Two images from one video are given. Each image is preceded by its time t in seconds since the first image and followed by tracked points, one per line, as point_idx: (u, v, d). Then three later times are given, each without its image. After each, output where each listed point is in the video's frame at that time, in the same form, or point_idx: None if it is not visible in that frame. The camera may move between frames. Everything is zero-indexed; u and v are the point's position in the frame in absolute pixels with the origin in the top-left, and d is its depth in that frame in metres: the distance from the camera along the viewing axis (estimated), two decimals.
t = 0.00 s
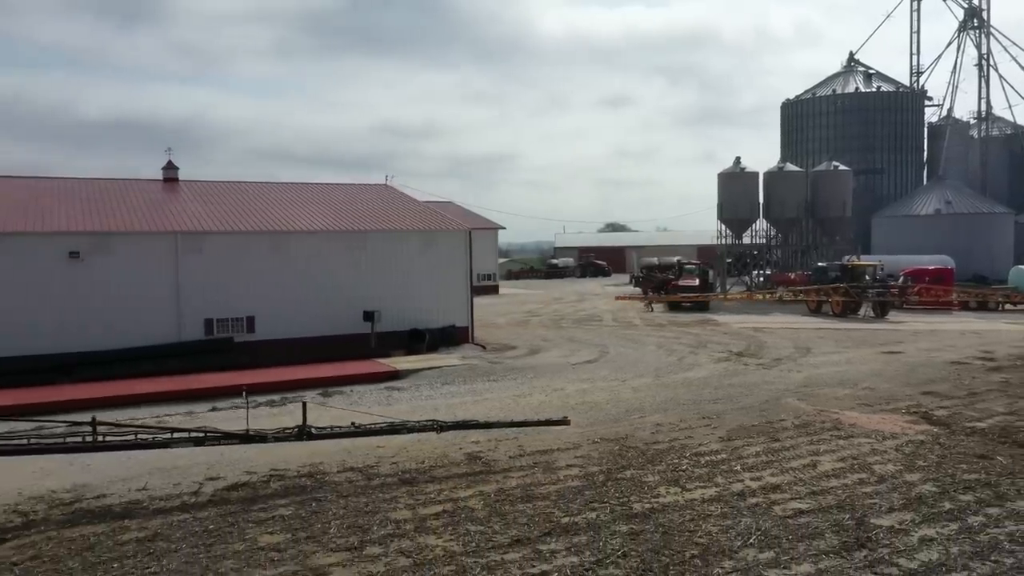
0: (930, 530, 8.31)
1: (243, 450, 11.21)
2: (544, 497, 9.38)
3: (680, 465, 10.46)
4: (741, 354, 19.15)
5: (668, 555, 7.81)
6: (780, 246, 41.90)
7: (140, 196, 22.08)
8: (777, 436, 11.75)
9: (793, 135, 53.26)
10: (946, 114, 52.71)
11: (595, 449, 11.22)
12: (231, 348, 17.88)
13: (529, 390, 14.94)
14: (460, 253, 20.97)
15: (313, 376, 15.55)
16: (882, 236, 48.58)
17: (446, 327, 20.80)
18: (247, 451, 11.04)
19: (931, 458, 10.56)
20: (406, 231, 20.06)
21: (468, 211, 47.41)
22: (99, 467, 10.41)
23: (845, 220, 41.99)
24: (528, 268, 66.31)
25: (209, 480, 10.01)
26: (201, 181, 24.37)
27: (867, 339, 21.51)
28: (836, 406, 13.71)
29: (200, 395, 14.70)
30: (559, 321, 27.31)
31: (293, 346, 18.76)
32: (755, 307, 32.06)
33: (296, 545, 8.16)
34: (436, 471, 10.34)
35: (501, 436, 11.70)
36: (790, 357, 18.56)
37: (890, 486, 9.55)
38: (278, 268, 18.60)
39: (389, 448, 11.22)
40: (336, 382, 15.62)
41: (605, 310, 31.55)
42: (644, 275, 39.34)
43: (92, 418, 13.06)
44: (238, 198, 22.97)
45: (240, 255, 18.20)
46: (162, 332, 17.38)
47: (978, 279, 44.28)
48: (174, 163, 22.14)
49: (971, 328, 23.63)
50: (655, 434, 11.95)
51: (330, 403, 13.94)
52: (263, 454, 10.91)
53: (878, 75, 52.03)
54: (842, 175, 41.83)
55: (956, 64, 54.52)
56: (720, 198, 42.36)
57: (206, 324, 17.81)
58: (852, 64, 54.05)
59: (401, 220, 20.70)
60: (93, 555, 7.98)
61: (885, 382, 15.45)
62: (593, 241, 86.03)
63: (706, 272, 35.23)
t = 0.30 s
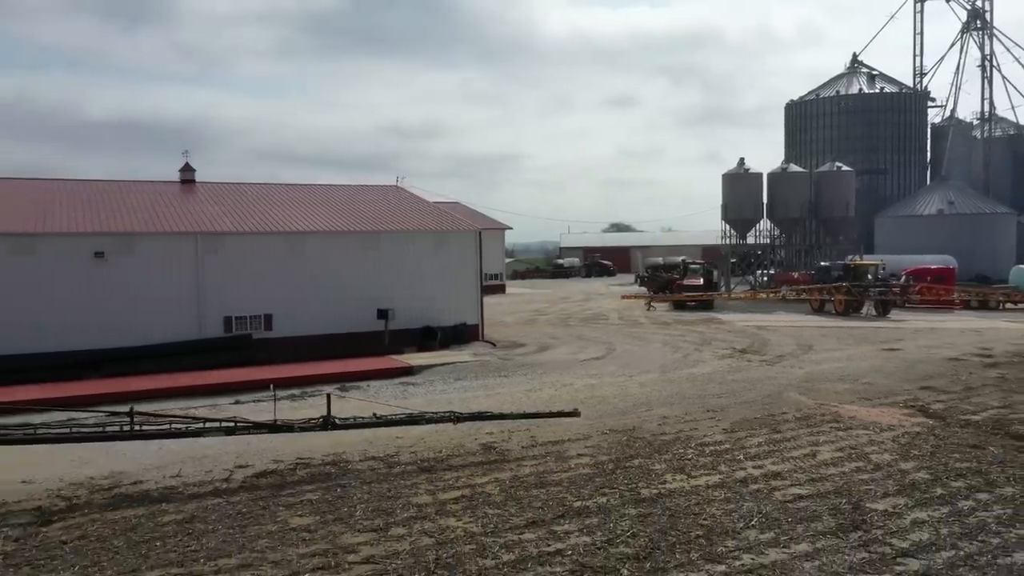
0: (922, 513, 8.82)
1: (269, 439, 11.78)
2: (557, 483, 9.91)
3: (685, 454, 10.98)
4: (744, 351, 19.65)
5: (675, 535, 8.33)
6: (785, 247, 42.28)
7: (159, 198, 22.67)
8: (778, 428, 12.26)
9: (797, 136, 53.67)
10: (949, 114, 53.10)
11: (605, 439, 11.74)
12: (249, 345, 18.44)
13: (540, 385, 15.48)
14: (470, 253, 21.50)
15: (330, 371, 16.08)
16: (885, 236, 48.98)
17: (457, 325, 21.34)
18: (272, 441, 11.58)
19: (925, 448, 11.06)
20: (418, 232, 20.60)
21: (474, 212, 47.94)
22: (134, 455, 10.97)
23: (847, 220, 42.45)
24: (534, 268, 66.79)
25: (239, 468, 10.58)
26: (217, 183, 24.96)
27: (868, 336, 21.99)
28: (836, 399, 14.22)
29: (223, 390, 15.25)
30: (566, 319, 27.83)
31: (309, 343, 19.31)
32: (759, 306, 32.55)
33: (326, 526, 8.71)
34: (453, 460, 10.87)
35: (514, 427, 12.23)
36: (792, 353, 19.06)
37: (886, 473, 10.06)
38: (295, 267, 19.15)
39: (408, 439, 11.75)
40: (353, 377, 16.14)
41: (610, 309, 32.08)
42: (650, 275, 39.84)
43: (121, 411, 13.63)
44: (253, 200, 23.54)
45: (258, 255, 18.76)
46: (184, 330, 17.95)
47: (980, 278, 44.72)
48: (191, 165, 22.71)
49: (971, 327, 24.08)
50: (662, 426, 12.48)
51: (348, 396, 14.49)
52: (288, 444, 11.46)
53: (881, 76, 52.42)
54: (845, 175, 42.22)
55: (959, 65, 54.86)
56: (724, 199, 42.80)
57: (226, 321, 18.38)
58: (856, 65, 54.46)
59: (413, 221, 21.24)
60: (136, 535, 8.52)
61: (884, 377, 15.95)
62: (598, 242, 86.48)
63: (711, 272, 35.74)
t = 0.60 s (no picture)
0: (916, 497, 9.35)
1: (295, 429, 12.37)
2: (569, 470, 10.47)
3: (691, 444, 11.52)
4: (748, 347, 20.19)
5: (682, 516, 8.89)
6: (789, 246, 42.96)
7: (178, 199, 23.28)
8: (780, 420, 12.81)
9: (801, 136, 54.08)
10: (952, 115, 53.50)
11: (613, 430, 12.30)
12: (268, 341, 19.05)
13: (550, 379, 16.05)
14: (481, 252, 22.06)
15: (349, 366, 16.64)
16: (889, 235, 49.37)
17: (468, 322, 21.91)
18: (299, 431, 12.15)
19: (920, 438, 11.60)
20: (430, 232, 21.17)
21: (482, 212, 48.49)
22: (167, 444, 11.54)
23: (850, 220, 43.02)
24: (539, 268, 67.33)
25: (268, 456, 11.12)
26: (233, 184, 25.56)
27: (869, 333, 22.51)
28: (836, 393, 14.77)
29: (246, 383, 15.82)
30: (573, 317, 28.38)
31: (325, 339, 19.91)
32: (763, 305, 33.11)
33: (354, 507, 9.29)
34: (470, 449, 11.43)
35: (527, 419, 12.79)
36: (794, 350, 19.61)
37: (882, 461, 10.59)
38: (311, 267, 19.74)
39: (426, 430, 12.29)
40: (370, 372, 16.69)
41: (616, 307, 32.62)
42: (655, 274, 40.37)
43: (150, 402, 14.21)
44: (270, 200, 24.15)
45: (276, 254, 19.35)
46: (206, 326, 18.56)
47: (983, 278, 45.13)
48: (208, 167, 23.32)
49: (971, 325, 24.58)
50: (669, 418, 13.03)
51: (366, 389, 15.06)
52: (312, 433, 12.03)
53: (884, 77, 52.79)
54: (848, 175, 42.72)
55: (962, 66, 55.26)
56: (728, 199, 43.26)
57: (245, 318, 19.00)
58: (859, 66, 54.86)
59: (425, 221, 21.81)
60: (177, 516, 9.10)
61: (883, 372, 16.48)
62: (603, 242, 86.98)
63: (715, 271, 36.27)
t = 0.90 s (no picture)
0: (909, 482, 9.91)
1: (317, 420, 12.94)
2: (581, 457, 11.03)
3: (697, 434, 12.09)
4: (751, 344, 20.76)
5: (688, 499, 9.45)
6: (792, 246, 43.66)
7: (195, 199, 23.90)
8: (782, 411, 13.39)
9: (805, 136, 54.53)
10: (954, 115, 53.94)
11: (621, 421, 12.87)
12: (286, 338, 19.63)
13: (560, 374, 16.64)
14: (490, 252, 22.63)
15: (365, 362, 17.19)
16: (891, 235, 49.87)
17: (478, 320, 22.48)
18: (321, 422, 12.72)
19: (915, 428, 12.16)
20: (442, 232, 21.74)
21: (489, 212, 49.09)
22: (198, 433, 12.13)
23: (853, 220, 43.49)
24: (545, 267, 67.87)
25: (294, 445, 11.68)
26: (248, 185, 26.17)
27: (870, 331, 23.04)
28: (836, 387, 15.33)
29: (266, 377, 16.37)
30: (579, 315, 28.97)
31: (340, 336, 20.49)
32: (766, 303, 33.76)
33: (379, 491, 9.87)
34: (485, 438, 12.01)
35: (539, 410, 13.37)
36: (796, 346, 20.17)
37: (877, 449, 11.16)
38: (326, 266, 20.32)
39: (443, 420, 12.87)
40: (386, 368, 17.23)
41: (622, 306, 33.16)
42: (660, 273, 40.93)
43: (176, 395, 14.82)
44: (284, 201, 24.76)
45: (293, 253, 19.93)
46: (225, 323, 19.16)
47: (984, 277, 45.59)
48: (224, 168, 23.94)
49: (970, 322, 25.10)
50: (675, 410, 13.62)
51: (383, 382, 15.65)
52: (335, 423, 12.61)
53: (887, 77, 53.23)
54: (851, 175, 43.19)
55: (964, 66, 55.55)
56: (732, 199, 43.76)
57: (263, 316, 19.59)
58: (862, 67, 55.24)
59: (436, 221, 22.38)
60: (213, 498, 9.69)
61: (882, 367, 17.05)
62: (608, 241, 87.53)
63: (719, 270, 36.83)
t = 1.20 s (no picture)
0: (904, 469, 10.45)
1: (340, 411, 13.50)
2: (592, 446, 11.60)
3: (701, 424, 12.65)
4: (754, 340, 21.31)
5: (694, 484, 10.01)
6: (794, 246, 44.14)
7: (212, 200, 24.51)
8: (783, 404, 13.93)
9: (808, 137, 55.00)
10: (957, 116, 54.37)
11: (629, 412, 13.43)
12: (301, 334, 20.21)
13: (569, 369, 17.20)
14: (500, 250, 23.18)
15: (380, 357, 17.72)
16: (893, 234, 50.36)
17: (488, 317, 23.03)
18: (343, 413, 13.28)
19: (911, 419, 12.70)
20: (453, 231, 22.29)
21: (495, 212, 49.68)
22: (225, 423, 12.70)
23: (855, 219, 43.94)
24: (550, 266, 68.43)
25: (318, 435, 12.20)
26: (262, 186, 26.80)
27: (871, 328, 23.56)
28: (836, 381, 15.88)
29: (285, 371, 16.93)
30: (586, 313, 29.53)
31: (354, 332, 21.06)
32: (768, 301, 34.29)
33: (402, 476, 10.44)
34: (499, 428, 12.56)
35: (550, 403, 13.93)
36: (798, 342, 20.71)
37: (874, 439, 11.70)
38: (341, 264, 20.90)
39: (458, 411, 13.42)
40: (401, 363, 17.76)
41: (627, 304, 33.72)
42: (664, 272, 41.48)
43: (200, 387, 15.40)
44: (298, 202, 25.36)
45: (308, 252, 20.50)
46: (243, 319, 19.75)
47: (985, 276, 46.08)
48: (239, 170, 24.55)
49: (970, 320, 25.60)
50: (680, 402, 14.17)
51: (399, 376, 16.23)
52: (356, 414, 13.17)
53: (890, 78, 53.64)
54: (852, 175, 43.72)
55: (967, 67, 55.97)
56: (736, 199, 44.26)
57: (280, 313, 20.17)
58: (865, 68, 55.66)
59: (447, 221, 22.92)
60: (245, 483, 10.24)
61: (882, 363, 17.58)
62: (612, 241, 88.07)
63: (723, 269, 37.38)
